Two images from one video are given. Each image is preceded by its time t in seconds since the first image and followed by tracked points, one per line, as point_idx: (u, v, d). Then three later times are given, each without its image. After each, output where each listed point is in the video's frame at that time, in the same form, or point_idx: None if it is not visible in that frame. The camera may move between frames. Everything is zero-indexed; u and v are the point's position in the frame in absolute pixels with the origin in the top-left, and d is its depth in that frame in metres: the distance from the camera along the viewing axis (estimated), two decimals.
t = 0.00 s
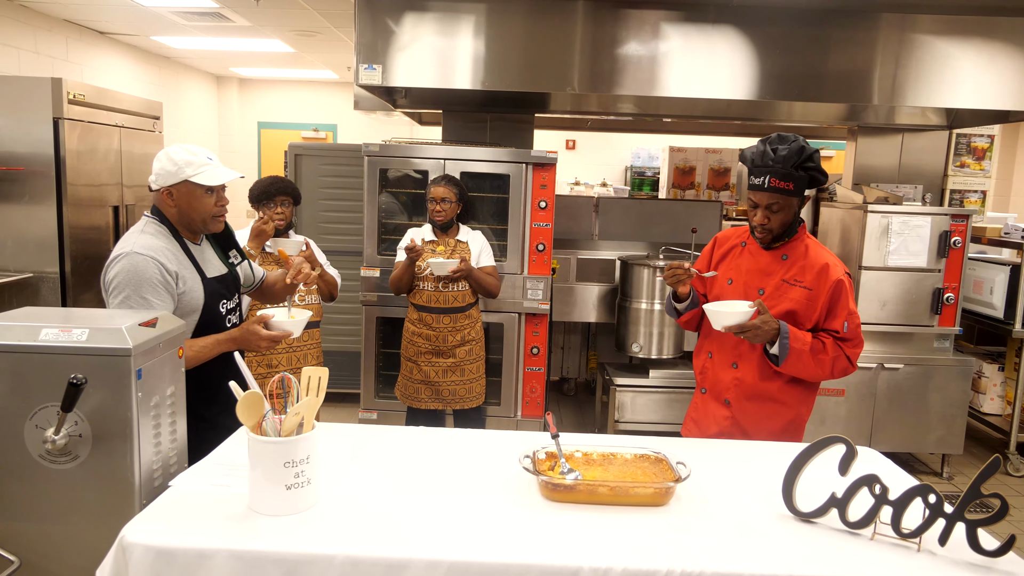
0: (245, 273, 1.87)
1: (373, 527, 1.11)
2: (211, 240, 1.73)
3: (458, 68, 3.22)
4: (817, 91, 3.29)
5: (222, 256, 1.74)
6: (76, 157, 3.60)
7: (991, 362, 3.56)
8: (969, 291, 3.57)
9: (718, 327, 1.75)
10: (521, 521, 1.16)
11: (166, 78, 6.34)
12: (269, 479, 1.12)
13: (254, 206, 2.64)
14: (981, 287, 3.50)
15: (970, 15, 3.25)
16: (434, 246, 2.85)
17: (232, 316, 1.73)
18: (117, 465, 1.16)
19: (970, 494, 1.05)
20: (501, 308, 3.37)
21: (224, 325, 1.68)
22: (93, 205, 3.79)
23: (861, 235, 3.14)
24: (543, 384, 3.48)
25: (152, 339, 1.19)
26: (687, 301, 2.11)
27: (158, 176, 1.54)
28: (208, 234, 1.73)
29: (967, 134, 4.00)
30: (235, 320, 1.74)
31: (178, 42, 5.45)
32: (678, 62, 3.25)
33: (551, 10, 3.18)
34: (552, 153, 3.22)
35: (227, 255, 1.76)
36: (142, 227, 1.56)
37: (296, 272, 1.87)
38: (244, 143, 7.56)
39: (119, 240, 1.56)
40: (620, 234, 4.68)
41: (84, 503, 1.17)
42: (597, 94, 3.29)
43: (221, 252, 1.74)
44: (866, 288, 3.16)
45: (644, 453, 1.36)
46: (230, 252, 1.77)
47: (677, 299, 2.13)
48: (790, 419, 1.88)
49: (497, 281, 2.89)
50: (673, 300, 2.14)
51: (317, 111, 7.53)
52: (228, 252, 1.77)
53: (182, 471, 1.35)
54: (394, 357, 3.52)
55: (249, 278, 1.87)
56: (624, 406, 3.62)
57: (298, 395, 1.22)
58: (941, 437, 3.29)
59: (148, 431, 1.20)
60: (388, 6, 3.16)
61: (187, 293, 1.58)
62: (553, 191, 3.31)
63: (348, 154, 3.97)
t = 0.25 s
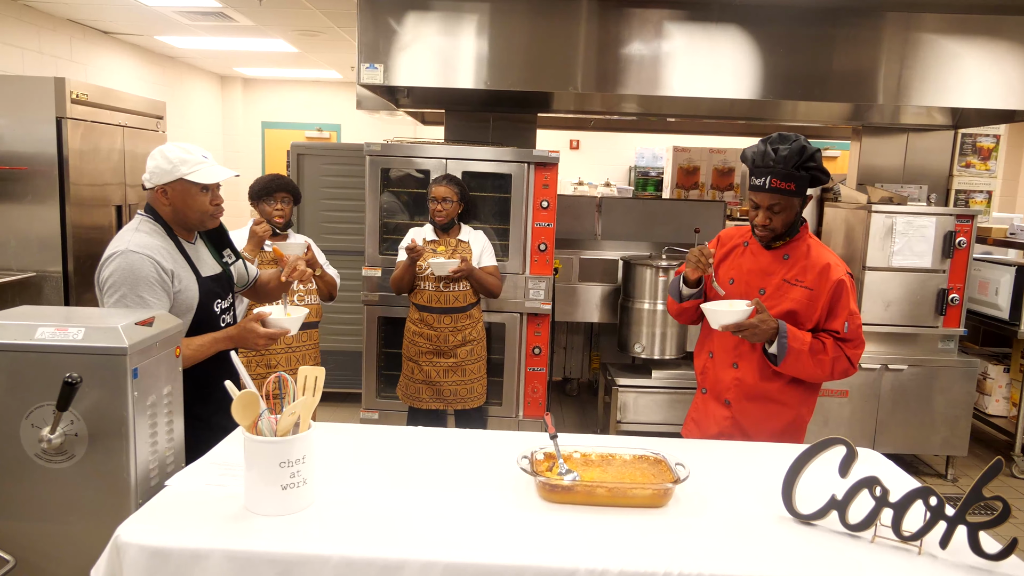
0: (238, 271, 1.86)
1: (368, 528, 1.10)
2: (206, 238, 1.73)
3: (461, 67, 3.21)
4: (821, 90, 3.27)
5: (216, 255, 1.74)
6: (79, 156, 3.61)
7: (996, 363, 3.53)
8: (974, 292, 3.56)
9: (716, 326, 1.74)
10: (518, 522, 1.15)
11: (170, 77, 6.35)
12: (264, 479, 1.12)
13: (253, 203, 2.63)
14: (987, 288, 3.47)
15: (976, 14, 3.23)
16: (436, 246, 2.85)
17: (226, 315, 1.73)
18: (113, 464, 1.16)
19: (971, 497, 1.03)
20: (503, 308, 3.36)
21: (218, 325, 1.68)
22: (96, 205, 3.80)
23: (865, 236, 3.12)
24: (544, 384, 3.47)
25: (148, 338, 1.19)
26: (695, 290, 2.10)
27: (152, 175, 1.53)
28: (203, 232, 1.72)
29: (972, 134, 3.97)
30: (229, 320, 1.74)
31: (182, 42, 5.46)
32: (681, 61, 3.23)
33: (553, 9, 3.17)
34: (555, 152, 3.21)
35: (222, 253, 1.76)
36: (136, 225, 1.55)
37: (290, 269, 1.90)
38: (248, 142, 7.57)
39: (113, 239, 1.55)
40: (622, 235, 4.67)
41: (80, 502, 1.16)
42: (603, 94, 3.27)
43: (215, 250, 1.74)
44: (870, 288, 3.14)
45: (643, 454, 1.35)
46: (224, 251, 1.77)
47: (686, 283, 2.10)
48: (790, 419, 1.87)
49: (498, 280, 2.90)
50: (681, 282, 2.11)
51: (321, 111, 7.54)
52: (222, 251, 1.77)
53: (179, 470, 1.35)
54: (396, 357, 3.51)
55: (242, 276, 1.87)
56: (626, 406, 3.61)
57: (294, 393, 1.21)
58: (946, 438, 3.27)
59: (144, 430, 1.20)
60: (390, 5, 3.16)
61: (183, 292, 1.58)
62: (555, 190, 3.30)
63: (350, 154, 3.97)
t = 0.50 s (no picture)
0: (228, 274, 1.86)
1: (363, 530, 1.09)
2: (194, 241, 1.72)
3: (462, 67, 3.20)
4: (824, 90, 3.25)
5: (205, 257, 1.73)
6: (79, 156, 3.61)
7: (1000, 364, 3.50)
8: (977, 292, 3.53)
9: (714, 325, 1.73)
10: (514, 525, 1.14)
11: (172, 77, 6.35)
12: (259, 481, 1.11)
13: (250, 202, 2.62)
14: (990, 289, 3.45)
15: (979, 14, 3.21)
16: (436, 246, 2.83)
17: (216, 318, 1.72)
18: (107, 465, 1.15)
19: (972, 501, 1.02)
20: (503, 308, 3.35)
21: (207, 328, 1.68)
22: (97, 204, 3.80)
23: (868, 236, 3.10)
24: (545, 384, 3.45)
25: (142, 338, 1.18)
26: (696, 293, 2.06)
27: (141, 175, 1.53)
28: (193, 235, 1.72)
29: (976, 134, 3.95)
30: (218, 323, 1.73)
31: (184, 41, 5.46)
32: (683, 60, 3.22)
33: (555, 8, 3.15)
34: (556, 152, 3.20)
35: (211, 255, 1.75)
36: (125, 226, 1.54)
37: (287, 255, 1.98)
38: (250, 142, 7.58)
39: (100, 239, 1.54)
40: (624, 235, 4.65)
41: (74, 504, 1.16)
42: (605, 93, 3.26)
43: (204, 252, 1.73)
44: (873, 288, 3.12)
45: (642, 455, 1.34)
46: (213, 253, 1.76)
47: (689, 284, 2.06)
48: (791, 420, 1.86)
49: (499, 280, 2.89)
50: (685, 282, 2.06)
51: (323, 111, 7.54)
52: (211, 253, 1.76)
53: (174, 472, 1.34)
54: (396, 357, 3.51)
55: (233, 279, 1.87)
56: (627, 407, 3.60)
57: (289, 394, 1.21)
58: (949, 439, 3.25)
59: (138, 431, 1.19)
60: (391, 5, 3.15)
61: (173, 293, 1.57)
62: (556, 190, 3.29)
63: (350, 154, 3.96)
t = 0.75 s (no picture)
0: (216, 276, 1.84)
1: (357, 533, 1.08)
2: (182, 241, 1.71)
3: (459, 66, 3.19)
4: (822, 89, 3.24)
5: (193, 258, 1.72)
6: (75, 155, 3.59)
7: (998, 364, 3.49)
8: (976, 292, 3.54)
9: (712, 325, 1.71)
10: (511, 528, 1.12)
11: (169, 76, 6.33)
12: (253, 483, 1.10)
13: (242, 202, 2.60)
14: (989, 289, 3.44)
15: (978, 13, 3.20)
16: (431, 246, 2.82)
17: (203, 320, 1.70)
18: (99, 467, 1.13)
19: (972, 504, 1.01)
20: (501, 308, 3.34)
21: (196, 329, 1.66)
22: (93, 204, 3.78)
23: (866, 236, 3.09)
24: (543, 384, 3.44)
25: (135, 338, 1.17)
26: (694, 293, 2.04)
27: (128, 175, 1.52)
28: (181, 235, 1.71)
29: (975, 134, 3.94)
30: (206, 325, 1.71)
31: (182, 40, 5.44)
32: (681, 60, 3.21)
33: (553, 7, 3.14)
34: (554, 151, 3.19)
35: (199, 257, 1.74)
36: (112, 226, 1.53)
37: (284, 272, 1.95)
38: (248, 141, 7.56)
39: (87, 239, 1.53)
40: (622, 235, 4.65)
41: (65, 506, 1.14)
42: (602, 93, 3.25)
43: (192, 253, 1.72)
44: (871, 289, 3.11)
45: (639, 457, 1.33)
46: (201, 254, 1.75)
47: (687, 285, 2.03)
48: (789, 421, 1.85)
49: (493, 281, 2.87)
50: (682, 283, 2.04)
51: (321, 111, 7.52)
52: (200, 253, 1.74)
53: (168, 473, 1.33)
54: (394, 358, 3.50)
55: (220, 282, 1.85)
56: (626, 408, 3.59)
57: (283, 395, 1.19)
58: (947, 440, 3.24)
59: (131, 432, 1.18)
60: (388, 3, 3.14)
61: (160, 294, 1.56)
62: (554, 190, 3.28)
63: (347, 153, 3.95)
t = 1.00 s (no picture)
0: (216, 279, 1.82)
1: (360, 540, 1.07)
2: (183, 242, 1.69)
3: (463, 66, 3.18)
4: (826, 90, 3.22)
5: (194, 260, 1.70)
6: (76, 155, 3.59)
7: (1004, 366, 3.47)
8: (981, 294, 3.52)
9: (717, 328, 1.70)
10: (516, 534, 1.11)
11: (171, 76, 6.32)
12: (254, 488, 1.08)
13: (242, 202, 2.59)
14: (994, 291, 3.42)
15: (984, 13, 3.18)
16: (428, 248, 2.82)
17: (206, 323, 1.69)
18: (98, 472, 1.12)
19: (985, 511, 0.99)
20: (504, 310, 3.32)
21: (197, 333, 1.65)
22: (94, 204, 3.77)
23: (871, 237, 3.07)
24: (546, 386, 3.43)
25: (135, 342, 1.16)
26: (695, 296, 2.04)
27: (132, 176, 1.51)
28: (182, 236, 1.69)
29: (980, 135, 3.92)
30: (208, 328, 1.70)
31: (184, 40, 5.43)
32: (685, 60, 3.19)
33: (556, 6, 3.13)
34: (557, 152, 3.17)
35: (200, 258, 1.72)
36: (115, 228, 1.52)
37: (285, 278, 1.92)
38: (250, 142, 7.55)
39: (89, 241, 1.51)
40: (625, 236, 4.63)
41: (64, 511, 1.13)
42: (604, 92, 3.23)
43: (193, 255, 1.70)
44: (876, 290, 3.09)
45: (645, 462, 1.31)
46: (203, 256, 1.73)
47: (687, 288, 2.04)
48: (795, 425, 1.84)
49: (489, 284, 2.87)
50: (683, 286, 2.04)
51: (323, 111, 7.52)
52: (201, 256, 1.73)
53: (168, 478, 1.31)
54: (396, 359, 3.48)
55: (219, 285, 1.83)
56: (629, 410, 3.58)
57: (285, 401, 1.18)
58: (952, 442, 3.22)
59: (131, 437, 1.17)
60: (390, 3, 3.13)
61: (164, 298, 1.55)
62: (557, 191, 3.26)
63: (349, 153, 3.93)
